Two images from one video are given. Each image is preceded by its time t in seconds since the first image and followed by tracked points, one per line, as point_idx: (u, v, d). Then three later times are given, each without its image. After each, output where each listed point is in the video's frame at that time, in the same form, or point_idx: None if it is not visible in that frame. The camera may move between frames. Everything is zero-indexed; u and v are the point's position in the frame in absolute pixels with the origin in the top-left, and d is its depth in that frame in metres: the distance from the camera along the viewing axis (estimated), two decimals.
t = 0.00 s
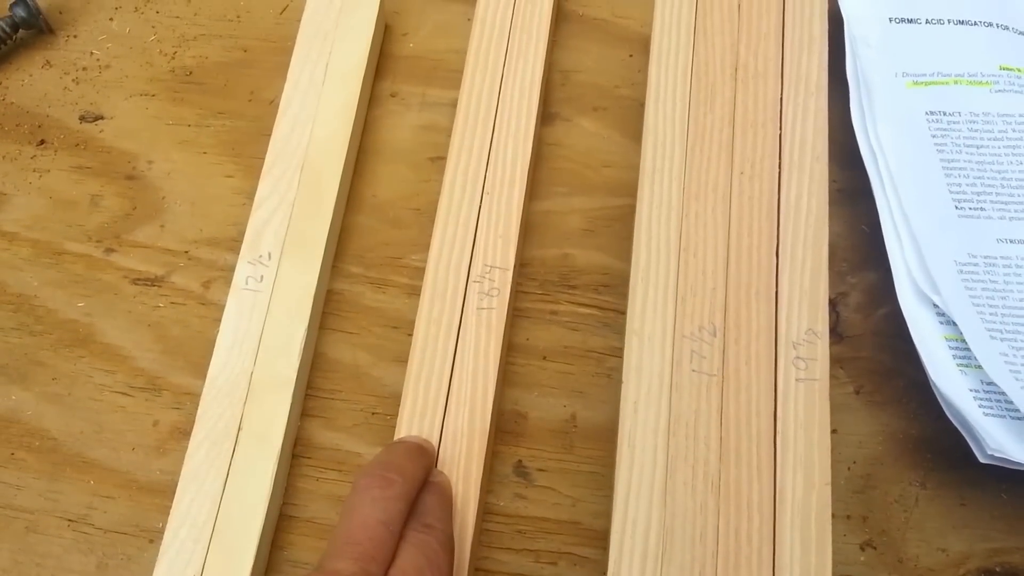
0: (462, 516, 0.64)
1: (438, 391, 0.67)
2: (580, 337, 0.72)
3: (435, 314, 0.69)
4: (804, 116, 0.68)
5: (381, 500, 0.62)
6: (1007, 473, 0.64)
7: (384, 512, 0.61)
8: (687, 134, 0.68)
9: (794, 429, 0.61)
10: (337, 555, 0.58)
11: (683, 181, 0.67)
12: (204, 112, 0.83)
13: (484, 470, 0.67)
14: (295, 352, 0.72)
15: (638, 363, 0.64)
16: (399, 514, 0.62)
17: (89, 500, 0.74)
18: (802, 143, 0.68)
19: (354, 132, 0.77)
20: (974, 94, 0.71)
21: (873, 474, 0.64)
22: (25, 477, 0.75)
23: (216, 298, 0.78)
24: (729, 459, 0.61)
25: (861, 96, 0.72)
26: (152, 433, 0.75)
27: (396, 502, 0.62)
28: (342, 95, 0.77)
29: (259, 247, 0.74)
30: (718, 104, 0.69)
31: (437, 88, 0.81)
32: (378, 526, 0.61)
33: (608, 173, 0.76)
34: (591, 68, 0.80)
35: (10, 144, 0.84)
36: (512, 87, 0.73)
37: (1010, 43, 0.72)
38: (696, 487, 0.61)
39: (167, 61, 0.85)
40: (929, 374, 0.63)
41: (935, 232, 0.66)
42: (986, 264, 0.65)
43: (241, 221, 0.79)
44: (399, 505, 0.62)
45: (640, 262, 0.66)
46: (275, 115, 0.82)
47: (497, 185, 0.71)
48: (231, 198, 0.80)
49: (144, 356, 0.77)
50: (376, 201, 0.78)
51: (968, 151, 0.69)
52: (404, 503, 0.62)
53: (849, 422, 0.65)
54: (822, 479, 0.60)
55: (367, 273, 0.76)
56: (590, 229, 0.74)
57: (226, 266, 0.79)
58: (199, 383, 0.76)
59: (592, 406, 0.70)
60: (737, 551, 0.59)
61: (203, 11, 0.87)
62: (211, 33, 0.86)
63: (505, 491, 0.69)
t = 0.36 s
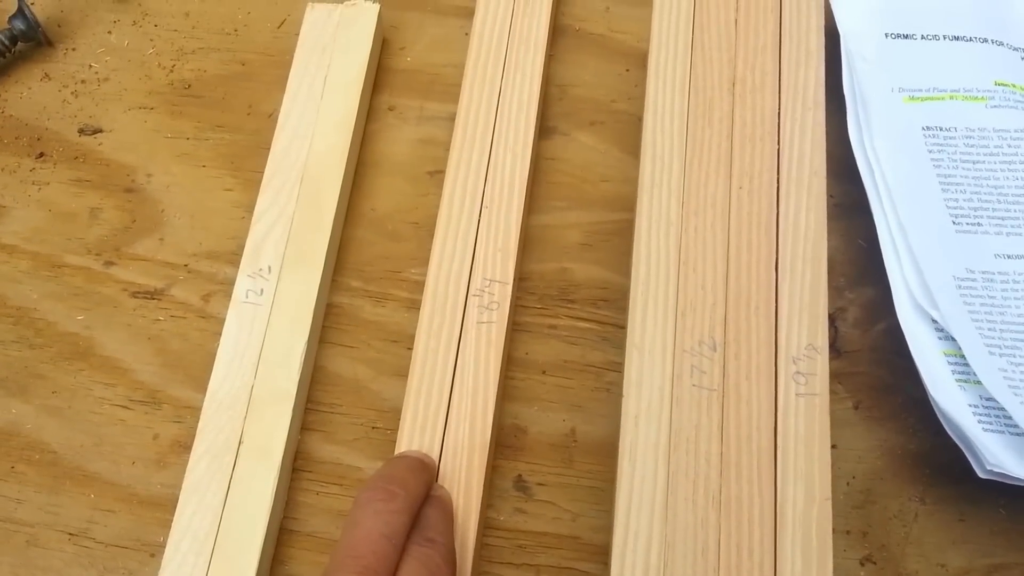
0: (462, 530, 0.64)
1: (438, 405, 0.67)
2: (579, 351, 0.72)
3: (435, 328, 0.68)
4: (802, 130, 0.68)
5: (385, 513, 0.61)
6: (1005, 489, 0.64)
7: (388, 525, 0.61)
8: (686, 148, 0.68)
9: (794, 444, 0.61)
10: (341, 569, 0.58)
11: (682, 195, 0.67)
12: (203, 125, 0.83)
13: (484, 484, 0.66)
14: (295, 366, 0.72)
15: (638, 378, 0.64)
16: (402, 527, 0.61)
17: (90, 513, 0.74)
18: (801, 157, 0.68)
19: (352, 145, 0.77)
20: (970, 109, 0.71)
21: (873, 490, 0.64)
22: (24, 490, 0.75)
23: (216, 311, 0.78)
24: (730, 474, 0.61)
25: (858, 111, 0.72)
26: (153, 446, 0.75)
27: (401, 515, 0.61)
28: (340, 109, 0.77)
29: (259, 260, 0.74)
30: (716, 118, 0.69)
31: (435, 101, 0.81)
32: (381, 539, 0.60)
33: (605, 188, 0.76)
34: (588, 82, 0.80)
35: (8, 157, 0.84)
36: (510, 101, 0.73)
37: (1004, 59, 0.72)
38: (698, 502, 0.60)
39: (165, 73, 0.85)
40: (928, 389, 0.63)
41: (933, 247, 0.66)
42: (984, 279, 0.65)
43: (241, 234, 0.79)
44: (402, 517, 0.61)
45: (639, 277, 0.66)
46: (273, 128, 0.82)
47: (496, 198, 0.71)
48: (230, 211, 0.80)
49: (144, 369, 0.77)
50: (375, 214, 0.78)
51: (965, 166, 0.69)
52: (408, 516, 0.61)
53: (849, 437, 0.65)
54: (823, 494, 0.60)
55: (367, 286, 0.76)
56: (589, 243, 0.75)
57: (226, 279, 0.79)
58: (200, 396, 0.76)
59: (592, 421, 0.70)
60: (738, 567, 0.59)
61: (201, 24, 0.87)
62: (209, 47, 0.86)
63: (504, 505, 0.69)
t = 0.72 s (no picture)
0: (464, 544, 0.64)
1: (439, 420, 0.67)
2: (578, 365, 0.72)
3: (435, 343, 0.68)
4: (800, 144, 0.68)
5: (387, 528, 0.60)
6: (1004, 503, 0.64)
7: (390, 541, 0.60)
8: (685, 163, 0.69)
9: (795, 460, 0.61)
10: None
11: (681, 211, 0.68)
12: (202, 138, 0.83)
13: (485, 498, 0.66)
14: (296, 379, 0.71)
15: (638, 393, 0.64)
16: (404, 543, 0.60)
17: (90, 527, 0.73)
18: (799, 172, 0.68)
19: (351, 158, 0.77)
20: (966, 125, 0.71)
21: (873, 505, 0.64)
22: (25, 504, 0.75)
23: (216, 324, 0.78)
24: (731, 489, 0.61)
25: (854, 126, 0.72)
26: (153, 460, 0.75)
27: (403, 530, 0.60)
28: (338, 123, 0.77)
29: (259, 274, 0.74)
30: (715, 132, 0.69)
31: (433, 114, 0.81)
32: (383, 555, 0.59)
33: (604, 202, 0.76)
34: (586, 96, 0.80)
35: (8, 170, 0.84)
36: (508, 115, 0.74)
37: (1000, 74, 0.73)
38: (699, 517, 0.60)
39: (164, 86, 0.86)
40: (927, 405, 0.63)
41: (931, 262, 0.66)
42: (981, 295, 0.65)
43: (240, 247, 0.79)
44: (404, 533, 0.60)
45: (639, 291, 0.66)
46: (272, 141, 0.82)
47: (495, 211, 0.71)
48: (230, 224, 0.80)
49: (144, 382, 0.77)
50: (374, 227, 0.78)
51: (961, 181, 0.69)
52: (410, 531, 0.61)
53: (848, 451, 0.65)
54: (824, 509, 0.59)
55: (367, 299, 0.76)
56: (588, 257, 0.75)
57: (225, 292, 0.79)
58: (200, 410, 0.76)
59: (592, 435, 0.70)
60: None
61: (199, 37, 0.87)
62: (206, 60, 0.86)
63: (505, 520, 0.69)
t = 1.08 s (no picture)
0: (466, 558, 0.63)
1: (439, 434, 0.66)
2: (579, 379, 0.72)
3: (435, 357, 0.68)
4: (799, 159, 0.69)
5: (386, 543, 0.60)
6: (1002, 517, 0.64)
7: (389, 556, 0.60)
8: (685, 177, 0.69)
9: (795, 473, 0.61)
10: None
11: (681, 225, 0.68)
12: (201, 151, 0.83)
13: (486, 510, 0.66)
14: (296, 393, 0.71)
15: (640, 406, 0.64)
16: (404, 558, 0.60)
17: (89, 541, 0.73)
18: (798, 186, 0.68)
19: (351, 172, 0.78)
20: (964, 140, 0.72)
21: (872, 518, 0.64)
22: (23, 518, 0.74)
23: (216, 338, 0.78)
24: (733, 503, 0.61)
25: (854, 141, 0.72)
26: (153, 474, 0.75)
27: (402, 545, 0.60)
28: (339, 137, 0.78)
29: (259, 287, 0.74)
30: (715, 146, 0.70)
31: (433, 128, 0.82)
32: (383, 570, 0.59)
33: (604, 216, 0.76)
34: (585, 110, 0.80)
35: (7, 184, 0.84)
36: (508, 130, 0.74)
37: (997, 90, 0.74)
38: (701, 531, 0.60)
39: (163, 100, 0.86)
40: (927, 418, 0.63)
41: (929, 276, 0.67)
42: (979, 309, 0.66)
43: (240, 261, 0.79)
44: (404, 548, 0.60)
45: (639, 305, 0.66)
46: (272, 155, 0.82)
47: (495, 225, 0.71)
48: (229, 238, 0.80)
49: (143, 396, 0.77)
50: (374, 241, 0.78)
51: (959, 196, 0.70)
52: (409, 545, 0.60)
53: (847, 465, 0.66)
54: (825, 522, 0.59)
55: (367, 313, 0.76)
56: (587, 271, 0.75)
57: (225, 306, 0.78)
58: (200, 424, 0.76)
59: (592, 448, 0.70)
60: None
61: (199, 51, 0.87)
62: (206, 74, 0.86)
63: (505, 533, 0.68)
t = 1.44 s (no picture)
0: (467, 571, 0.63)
1: (440, 447, 0.66)
2: (579, 392, 0.72)
3: (436, 369, 0.68)
4: (799, 173, 0.69)
5: (389, 556, 0.59)
6: (1000, 529, 0.65)
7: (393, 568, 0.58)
8: (685, 190, 0.69)
9: (797, 486, 0.61)
10: None
11: (682, 238, 0.68)
12: (201, 164, 0.83)
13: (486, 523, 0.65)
14: (296, 406, 0.71)
15: (642, 419, 0.64)
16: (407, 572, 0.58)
17: (89, 555, 0.71)
18: (798, 200, 0.68)
19: (352, 185, 0.78)
20: (961, 153, 0.72)
21: (870, 531, 0.64)
22: (22, 532, 0.73)
23: (216, 350, 0.77)
24: (735, 516, 0.61)
25: (853, 154, 0.73)
26: (152, 487, 0.74)
27: (406, 558, 0.59)
28: (339, 150, 0.78)
29: (260, 299, 0.74)
30: (715, 160, 0.70)
31: (432, 141, 0.82)
32: None
33: (603, 228, 0.77)
34: (584, 123, 0.80)
35: (5, 196, 0.84)
36: (508, 143, 0.74)
37: (994, 104, 0.74)
38: (702, 545, 0.60)
39: (163, 112, 0.86)
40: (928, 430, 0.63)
41: (929, 289, 0.67)
42: (978, 322, 0.66)
43: (240, 273, 0.79)
44: (408, 560, 0.59)
45: (640, 318, 0.66)
46: (272, 168, 0.82)
47: (495, 238, 0.71)
48: (229, 250, 0.80)
49: (142, 409, 0.76)
50: (373, 253, 0.78)
51: (957, 209, 0.70)
52: (413, 558, 0.59)
53: (845, 477, 0.66)
54: (826, 535, 0.59)
55: (366, 326, 0.76)
56: (587, 283, 0.75)
57: (225, 318, 0.78)
58: (199, 437, 0.75)
59: (593, 461, 0.70)
60: None
61: (198, 64, 0.88)
62: (206, 86, 0.86)
63: (506, 547, 0.68)
